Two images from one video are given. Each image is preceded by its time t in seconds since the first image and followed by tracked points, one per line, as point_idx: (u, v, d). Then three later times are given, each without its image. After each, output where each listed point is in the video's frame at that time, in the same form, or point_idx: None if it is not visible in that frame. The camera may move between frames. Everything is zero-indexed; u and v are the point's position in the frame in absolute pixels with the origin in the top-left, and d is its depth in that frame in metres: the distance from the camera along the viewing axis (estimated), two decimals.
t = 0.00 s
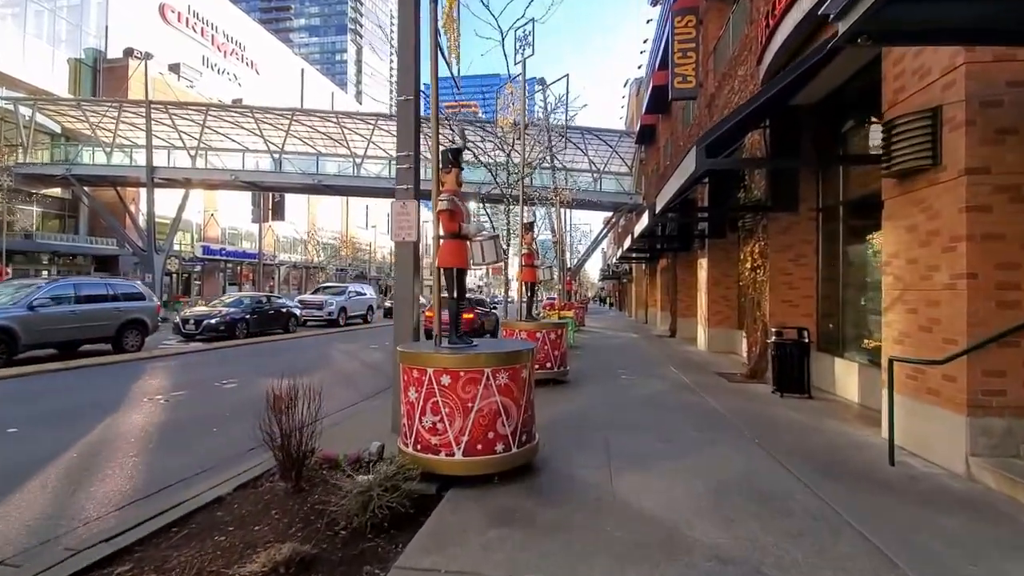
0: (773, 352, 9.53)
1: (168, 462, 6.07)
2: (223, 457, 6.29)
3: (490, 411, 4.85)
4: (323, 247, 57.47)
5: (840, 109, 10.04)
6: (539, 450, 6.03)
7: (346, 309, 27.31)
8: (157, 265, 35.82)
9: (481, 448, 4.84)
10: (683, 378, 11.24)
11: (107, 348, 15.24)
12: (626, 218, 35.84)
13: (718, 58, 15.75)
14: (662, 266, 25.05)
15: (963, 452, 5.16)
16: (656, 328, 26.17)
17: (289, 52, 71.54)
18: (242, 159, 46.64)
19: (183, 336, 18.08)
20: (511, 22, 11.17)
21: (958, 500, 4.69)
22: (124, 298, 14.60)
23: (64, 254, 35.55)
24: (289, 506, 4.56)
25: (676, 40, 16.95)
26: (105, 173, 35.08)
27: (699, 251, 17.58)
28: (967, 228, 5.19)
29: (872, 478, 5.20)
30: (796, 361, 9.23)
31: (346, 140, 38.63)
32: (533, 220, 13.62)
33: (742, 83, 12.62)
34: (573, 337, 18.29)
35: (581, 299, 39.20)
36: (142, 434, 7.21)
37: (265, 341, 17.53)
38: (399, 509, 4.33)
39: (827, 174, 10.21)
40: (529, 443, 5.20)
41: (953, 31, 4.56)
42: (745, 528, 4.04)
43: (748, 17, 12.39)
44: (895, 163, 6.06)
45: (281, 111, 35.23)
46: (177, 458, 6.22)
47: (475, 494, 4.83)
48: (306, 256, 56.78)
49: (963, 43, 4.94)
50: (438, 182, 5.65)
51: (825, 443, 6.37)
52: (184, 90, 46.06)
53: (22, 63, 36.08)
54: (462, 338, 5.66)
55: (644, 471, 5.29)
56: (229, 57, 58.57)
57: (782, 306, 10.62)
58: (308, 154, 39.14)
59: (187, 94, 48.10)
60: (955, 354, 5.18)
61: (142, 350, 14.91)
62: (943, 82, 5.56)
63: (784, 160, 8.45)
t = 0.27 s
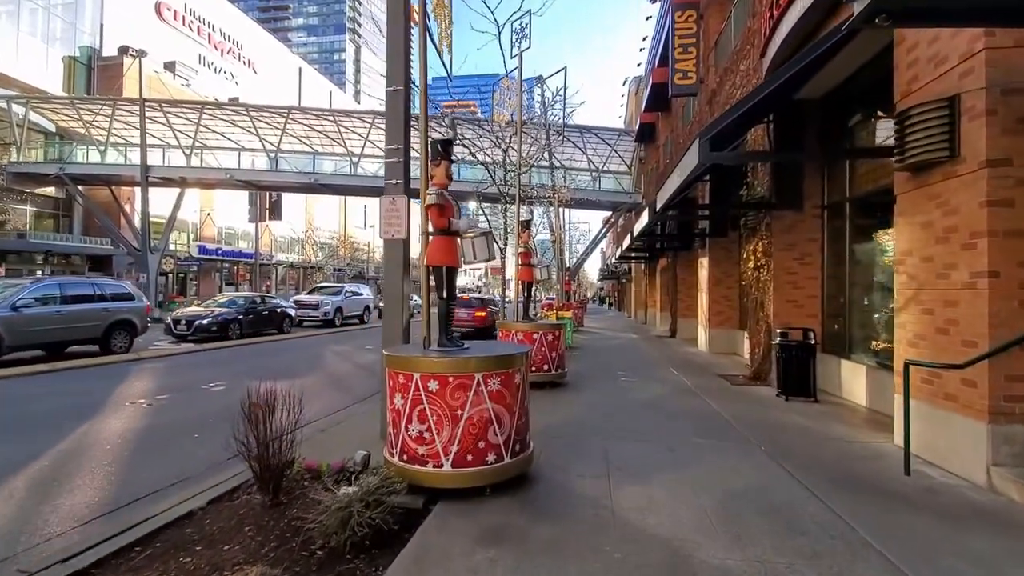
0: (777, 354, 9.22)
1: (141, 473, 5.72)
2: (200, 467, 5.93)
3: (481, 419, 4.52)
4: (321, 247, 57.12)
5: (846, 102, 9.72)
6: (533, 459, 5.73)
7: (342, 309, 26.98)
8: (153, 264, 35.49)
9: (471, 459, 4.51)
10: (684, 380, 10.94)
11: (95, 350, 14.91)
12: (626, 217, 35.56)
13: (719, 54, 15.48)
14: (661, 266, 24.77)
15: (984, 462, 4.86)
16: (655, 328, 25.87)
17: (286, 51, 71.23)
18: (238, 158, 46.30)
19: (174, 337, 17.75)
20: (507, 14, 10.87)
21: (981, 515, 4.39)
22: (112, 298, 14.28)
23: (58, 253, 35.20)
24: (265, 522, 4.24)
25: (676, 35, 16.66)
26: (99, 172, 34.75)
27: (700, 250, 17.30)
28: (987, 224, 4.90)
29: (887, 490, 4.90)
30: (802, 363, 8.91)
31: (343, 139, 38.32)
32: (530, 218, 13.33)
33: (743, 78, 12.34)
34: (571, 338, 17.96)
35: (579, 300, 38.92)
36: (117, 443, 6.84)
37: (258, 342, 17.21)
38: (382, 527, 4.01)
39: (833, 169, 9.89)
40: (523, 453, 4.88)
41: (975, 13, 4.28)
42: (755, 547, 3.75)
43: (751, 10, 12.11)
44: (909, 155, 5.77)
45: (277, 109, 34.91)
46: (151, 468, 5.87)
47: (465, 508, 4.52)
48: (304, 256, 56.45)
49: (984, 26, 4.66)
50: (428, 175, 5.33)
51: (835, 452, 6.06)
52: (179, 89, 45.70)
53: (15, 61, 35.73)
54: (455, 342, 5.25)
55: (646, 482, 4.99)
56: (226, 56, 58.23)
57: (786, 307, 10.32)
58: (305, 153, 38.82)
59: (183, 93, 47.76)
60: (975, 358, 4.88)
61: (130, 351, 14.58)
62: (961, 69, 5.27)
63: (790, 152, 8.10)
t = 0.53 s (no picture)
0: (781, 357, 8.90)
1: (112, 485, 5.42)
2: (177, 478, 5.63)
3: (472, 431, 4.21)
4: (318, 247, 56.78)
5: (852, 98, 9.43)
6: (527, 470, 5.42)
7: (338, 309, 26.67)
8: (148, 264, 35.15)
9: (460, 474, 4.20)
10: (685, 383, 10.63)
11: (83, 351, 14.59)
12: (625, 217, 35.28)
13: (720, 49, 15.18)
14: (661, 265, 24.48)
15: (1008, 477, 4.56)
16: (654, 329, 25.57)
17: (284, 50, 70.90)
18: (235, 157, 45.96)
19: (165, 338, 17.43)
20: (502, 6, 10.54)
21: (1006, 534, 4.09)
22: (100, 298, 13.96)
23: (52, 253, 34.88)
24: (235, 544, 3.92)
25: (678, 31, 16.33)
26: (93, 170, 34.43)
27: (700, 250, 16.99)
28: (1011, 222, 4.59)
29: (904, 506, 4.60)
30: (806, 367, 8.61)
31: (339, 137, 37.99)
32: (527, 217, 13.01)
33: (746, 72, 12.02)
34: (569, 339, 17.65)
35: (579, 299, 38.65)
36: (94, 450, 6.54)
37: (250, 343, 16.89)
38: (361, 550, 3.70)
39: (840, 167, 9.59)
40: (516, 466, 4.56)
41: None
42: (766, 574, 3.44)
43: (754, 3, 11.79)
44: (925, 151, 5.47)
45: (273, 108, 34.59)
46: (124, 479, 5.56)
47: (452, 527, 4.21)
48: (301, 256, 56.11)
49: (1009, 10, 4.36)
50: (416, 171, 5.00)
51: (846, 462, 5.76)
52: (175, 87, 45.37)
53: (8, 58, 35.39)
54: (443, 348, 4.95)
55: (647, 498, 4.68)
56: (223, 55, 57.90)
57: (791, 308, 10.01)
58: (302, 152, 38.49)
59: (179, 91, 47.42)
60: (999, 366, 4.57)
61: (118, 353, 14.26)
62: (983, 58, 4.97)
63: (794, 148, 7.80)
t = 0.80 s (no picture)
0: (787, 358, 8.58)
1: (79, 490, 5.12)
2: (149, 483, 5.31)
3: (461, 438, 3.88)
4: (316, 246, 56.42)
5: (861, 88, 9.10)
6: (522, 478, 5.10)
7: (334, 309, 26.33)
8: (143, 263, 34.76)
9: (448, 485, 3.87)
10: (687, 384, 10.31)
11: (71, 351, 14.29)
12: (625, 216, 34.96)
13: (722, 42, 14.86)
14: (661, 264, 24.17)
15: None
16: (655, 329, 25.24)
17: (282, 48, 70.50)
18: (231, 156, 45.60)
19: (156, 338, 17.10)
20: None
21: None
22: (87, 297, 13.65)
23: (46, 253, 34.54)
24: (203, 562, 3.61)
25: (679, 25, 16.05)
26: (87, 169, 34.07)
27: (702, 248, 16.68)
28: None
29: (925, 516, 4.30)
30: (814, 367, 8.29)
31: (336, 135, 37.65)
32: (525, 213, 12.69)
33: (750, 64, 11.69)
34: (568, 339, 17.32)
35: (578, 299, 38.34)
36: (68, 451, 6.24)
37: (243, 343, 16.56)
38: (338, 569, 3.38)
39: (847, 160, 9.27)
40: (510, 475, 4.23)
41: None
42: None
43: None
44: (945, 138, 5.16)
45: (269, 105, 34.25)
46: (93, 483, 5.26)
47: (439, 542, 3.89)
48: (299, 256, 55.75)
49: None
50: (403, 158, 4.66)
51: (859, 469, 5.44)
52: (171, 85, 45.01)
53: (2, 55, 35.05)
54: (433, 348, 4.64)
55: (650, 508, 4.37)
56: (220, 53, 57.51)
57: (796, 307, 9.69)
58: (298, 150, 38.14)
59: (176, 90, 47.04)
60: None
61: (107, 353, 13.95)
62: (1007, 38, 4.66)
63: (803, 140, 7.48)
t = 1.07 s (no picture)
0: (794, 360, 8.25)
1: (36, 503, 4.77)
2: (114, 496, 4.95)
3: (448, 451, 3.55)
4: (314, 246, 56.11)
5: (870, 80, 8.77)
6: (516, 491, 4.78)
7: (330, 309, 25.98)
8: (138, 263, 34.36)
9: (433, 502, 3.54)
10: (689, 387, 9.98)
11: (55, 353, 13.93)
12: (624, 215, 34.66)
13: (725, 36, 14.57)
14: (661, 264, 23.89)
15: None
16: (654, 329, 24.95)
17: (280, 47, 70.13)
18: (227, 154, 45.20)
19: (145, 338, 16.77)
20: None
21: None
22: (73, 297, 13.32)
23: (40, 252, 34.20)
24: None
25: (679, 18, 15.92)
26: (80, 167, 33.72)
27: (703, 247, 16.36)
28: None
29: (948, 535, 3.99)
30: (822, 370, 7.95)
31: (333, 133, 37.31)
32: (522, 211, 12.35)
33: (754, 56, 11.36)
34: (567, 340, 17.01)
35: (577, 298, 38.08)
36: (36, 460, 5.89)
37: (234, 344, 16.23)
38: None
39: (856, 155, 8.95)
40: (503, 490, 3.90)
41: None
42: None
43: None
44: (967, 126, 4.84)
45: (264, 103, 33.92)
46: (62, 496, 4.93)
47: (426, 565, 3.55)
48: (297, 255, 55.43)
49: None
50: (386, 148, 4.30)
51: (875, 480, 5.12)
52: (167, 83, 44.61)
53: None
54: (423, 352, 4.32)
55: (654, 525, 4.05)
56: (217, 51, 57.14)
57: (803, 307, 9.36)
58: (295, 149, 37.79)
59: (171, 88, 46.63)
60: None
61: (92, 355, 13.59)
62: None
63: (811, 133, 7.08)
